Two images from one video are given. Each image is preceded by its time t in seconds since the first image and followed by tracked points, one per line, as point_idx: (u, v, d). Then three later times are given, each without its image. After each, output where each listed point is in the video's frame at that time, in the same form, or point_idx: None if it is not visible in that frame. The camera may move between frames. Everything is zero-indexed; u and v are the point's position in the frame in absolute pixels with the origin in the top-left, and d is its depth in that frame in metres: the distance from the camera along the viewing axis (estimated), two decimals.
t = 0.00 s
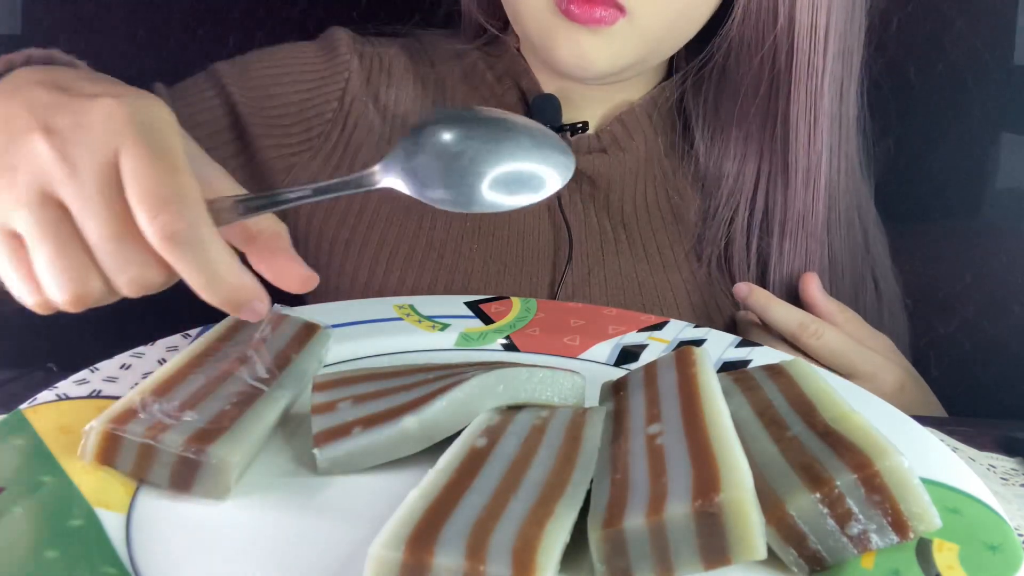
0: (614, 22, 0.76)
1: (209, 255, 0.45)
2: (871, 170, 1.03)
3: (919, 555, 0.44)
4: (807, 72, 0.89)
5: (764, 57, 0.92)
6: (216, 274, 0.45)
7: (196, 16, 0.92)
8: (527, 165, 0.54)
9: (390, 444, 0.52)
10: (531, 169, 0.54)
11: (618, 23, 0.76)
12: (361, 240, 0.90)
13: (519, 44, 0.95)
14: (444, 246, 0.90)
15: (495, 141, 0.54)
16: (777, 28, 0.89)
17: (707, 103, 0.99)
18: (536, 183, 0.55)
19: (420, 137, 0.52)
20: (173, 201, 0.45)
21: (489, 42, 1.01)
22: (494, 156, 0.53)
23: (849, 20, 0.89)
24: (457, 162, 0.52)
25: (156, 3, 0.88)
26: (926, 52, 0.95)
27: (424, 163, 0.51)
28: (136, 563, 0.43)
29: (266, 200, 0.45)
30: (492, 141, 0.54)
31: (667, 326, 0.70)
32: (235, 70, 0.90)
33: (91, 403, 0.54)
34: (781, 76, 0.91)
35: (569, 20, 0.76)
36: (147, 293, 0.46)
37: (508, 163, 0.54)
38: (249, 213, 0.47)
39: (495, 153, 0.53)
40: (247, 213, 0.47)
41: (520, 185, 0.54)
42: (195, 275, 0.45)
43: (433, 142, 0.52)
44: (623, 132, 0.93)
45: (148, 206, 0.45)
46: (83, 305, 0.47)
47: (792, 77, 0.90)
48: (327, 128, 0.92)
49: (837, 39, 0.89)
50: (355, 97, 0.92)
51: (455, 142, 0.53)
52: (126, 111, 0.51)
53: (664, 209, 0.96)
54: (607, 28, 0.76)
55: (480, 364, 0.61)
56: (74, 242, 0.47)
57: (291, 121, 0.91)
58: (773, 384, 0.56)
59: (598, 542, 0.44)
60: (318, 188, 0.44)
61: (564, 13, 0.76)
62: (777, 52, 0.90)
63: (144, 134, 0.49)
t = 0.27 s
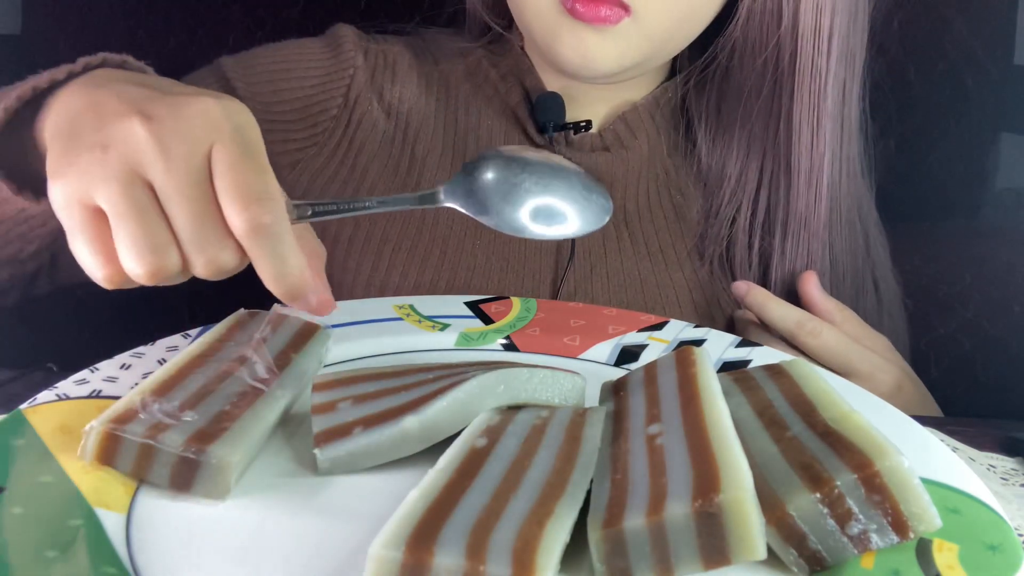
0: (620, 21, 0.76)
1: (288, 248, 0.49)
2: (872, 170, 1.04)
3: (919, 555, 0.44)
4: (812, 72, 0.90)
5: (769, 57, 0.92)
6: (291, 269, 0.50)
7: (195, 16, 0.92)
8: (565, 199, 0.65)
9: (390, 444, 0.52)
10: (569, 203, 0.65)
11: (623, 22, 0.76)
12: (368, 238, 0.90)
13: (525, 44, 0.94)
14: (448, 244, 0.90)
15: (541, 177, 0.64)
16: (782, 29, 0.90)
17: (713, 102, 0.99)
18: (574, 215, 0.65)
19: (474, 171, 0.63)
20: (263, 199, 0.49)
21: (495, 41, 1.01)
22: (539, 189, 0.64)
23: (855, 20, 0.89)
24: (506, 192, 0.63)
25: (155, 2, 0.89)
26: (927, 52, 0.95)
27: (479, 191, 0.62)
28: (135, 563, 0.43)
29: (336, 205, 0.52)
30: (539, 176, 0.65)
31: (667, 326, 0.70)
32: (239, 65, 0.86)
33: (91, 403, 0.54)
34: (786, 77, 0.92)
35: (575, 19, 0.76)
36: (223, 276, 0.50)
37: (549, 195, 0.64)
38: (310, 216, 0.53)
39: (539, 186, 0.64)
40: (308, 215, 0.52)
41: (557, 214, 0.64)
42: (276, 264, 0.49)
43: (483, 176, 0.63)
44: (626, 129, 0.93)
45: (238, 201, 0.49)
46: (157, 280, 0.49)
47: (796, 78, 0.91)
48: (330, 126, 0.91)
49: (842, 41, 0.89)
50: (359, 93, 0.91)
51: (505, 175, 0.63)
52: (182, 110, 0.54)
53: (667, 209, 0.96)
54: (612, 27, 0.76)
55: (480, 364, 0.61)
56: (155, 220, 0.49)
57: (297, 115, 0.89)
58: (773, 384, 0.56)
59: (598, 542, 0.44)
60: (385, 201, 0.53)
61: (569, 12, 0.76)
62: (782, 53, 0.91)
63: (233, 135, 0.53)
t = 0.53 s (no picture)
0: (621, 23, 0.76)
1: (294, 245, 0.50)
2: (873, 170, 1.04)
3: (919, 555, 0.44)
4: (818, 73, 0.90)
5: (772, 58, 0.92)
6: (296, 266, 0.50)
7: (196, 15, 0.92)
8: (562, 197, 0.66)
9: (391, 444, 0.52)
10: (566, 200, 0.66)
11: (626, 24, 0.76)
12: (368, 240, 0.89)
13: (525, 44, 0.95)
14: (449, 243, 0.90)
15: (538, 174, 0.65)
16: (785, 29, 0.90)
17: (717, 102, 0.99)
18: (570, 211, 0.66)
19: (475, 168, 0.64)
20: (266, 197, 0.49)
21: (496, 41, 1.01)
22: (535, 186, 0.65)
23: (857, 22, 0.90)
24: (504, 189, 0.64)
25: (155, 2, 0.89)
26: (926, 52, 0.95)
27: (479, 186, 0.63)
28: (136, 563, 0.43)
29: (341, 202, 0.52)
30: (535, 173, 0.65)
31: (667, 326, 0.70)
32: (241, 66, 0.85)
33: (91, 403, 0.54)
34: (789, 78, 0.92)
35: (576, 21, 0.76)
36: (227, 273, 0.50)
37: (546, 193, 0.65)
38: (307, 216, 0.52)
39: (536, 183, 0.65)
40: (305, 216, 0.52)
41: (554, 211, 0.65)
42: (281, 260, 0.49)
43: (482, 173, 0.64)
44: (628, 129, 0.93)
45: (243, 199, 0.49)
46: (160, 278, 0.48)
47: (800, 80, 0.91)
48: (331, 126, 0.91)
49: (845, 42, 0.90)
50: (362, 93, 0.91)
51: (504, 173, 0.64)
52: (184, 113, 0.54)
53: (669, 209, 0.96)
54: (614, 29, 0.76)
55: (479, 364, 0.61)
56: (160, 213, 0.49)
57: (297, 115, 0.88)
58: (773, 384, 0.56)
59: (598, 542, 0.44)
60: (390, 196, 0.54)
61: (571, 13, 0.76)
62: (785, 56, 0.91)
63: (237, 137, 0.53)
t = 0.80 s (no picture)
0: (621, 25, 0.76)
1: (250, 265, 0.47)
2: (874, 172, 1.03)
3: (919, 555, 0.44)
4: (817, 75, 0.90)
5: (773, 60, 0.92)
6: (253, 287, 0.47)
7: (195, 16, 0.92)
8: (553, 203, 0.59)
9: (391, 444, 0.52)
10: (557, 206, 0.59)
11: (626, 27, 0.76)
12: (368, 242, 0.89)
13: (525, 45, 0.94)
14: (447, 245, 0.90)
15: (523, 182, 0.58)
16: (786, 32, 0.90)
17: (717, 102, 0.98)
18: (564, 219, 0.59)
19: (459, 186, 0.57)
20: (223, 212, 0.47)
21: (496, 41, 1.01)
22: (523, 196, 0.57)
23: (857, 24, 0.90)
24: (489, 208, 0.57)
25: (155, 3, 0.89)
26: (926, 52, 0.95)
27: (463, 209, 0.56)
28: (136, 563, 0.43)
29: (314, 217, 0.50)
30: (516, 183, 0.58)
31: (667, 326, 0.70)
32: (241, 65, 0.87)
33: (91, 402, 0.55)
34: (790, 80, 0.92)
35: (576, 23, 0.76)
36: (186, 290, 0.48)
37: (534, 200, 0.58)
38: (288, 230, 0.50)
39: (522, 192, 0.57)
40: (287, 229, 0.50)
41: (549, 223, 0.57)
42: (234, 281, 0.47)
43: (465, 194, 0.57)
44: (628, 132, 0.92)
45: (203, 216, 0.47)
46: (120, 292, 0.48)
47: (800, 82, 0.91)
48: (332, 127, 0.91)
49: (845, 44, 0.90)
50: (363, 93, 0.91)
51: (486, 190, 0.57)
52: (178, 112, 0.53)
53: (669, 210, 0.96)
54: (614, 31, 0.76)
55: (479, 364, 0.61)
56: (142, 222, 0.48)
57: (297, 116, 0.89)
58: (773, 384, 0.56)
59: (598, 542, 0.44)
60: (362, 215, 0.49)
61: (571, 15, 0.76)
62: (786, 58, 0.91)
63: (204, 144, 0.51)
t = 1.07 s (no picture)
0: (621, 23, 0.76)
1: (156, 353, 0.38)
2: (874, 171, 1.03)
3: (919, 554, 0.44)
4: (813, 73, 0.90)
5: (771, 59, 0.92)
6: (158, 374, 0.38)
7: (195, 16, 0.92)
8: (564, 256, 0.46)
9: (392, 444, 0.53)
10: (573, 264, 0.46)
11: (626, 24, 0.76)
12: (368, 242, 0.89)
13: (525, 44, 0.93)
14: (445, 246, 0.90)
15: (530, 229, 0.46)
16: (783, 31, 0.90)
17: (714, 102, 0.98)
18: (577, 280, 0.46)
19: (429, 232, 0.45)
20: (129, 285, 0.39)
21: (495, 42, 1.01)
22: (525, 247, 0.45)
23: (853, 22, 0.90)
24: (466, 263, 0.44)
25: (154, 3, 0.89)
26: (924, 51, 0.95)
27: (433, 264, 0.44)
28: (136, 562, 0.43)
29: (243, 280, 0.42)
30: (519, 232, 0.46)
31: (667, 326, 0.70)
32: (246, 57, 0.86)
33: (91, 403, 0.55)
34: (787, 82, 0.92)
35: (576, 22, 0.76)
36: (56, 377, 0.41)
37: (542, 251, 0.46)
38: (220, 286, 0.43)
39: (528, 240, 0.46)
40: (219, 285, 0.43)
41: (555, 287, 0.45)
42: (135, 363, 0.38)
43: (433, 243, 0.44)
44: (628, 132, 0.92)
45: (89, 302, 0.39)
46: None
47: (797, 81, 0.91)
48: (342, 123, 0.90)
49: (843, 43, 0.90)
50: (371, 91, 0.91)
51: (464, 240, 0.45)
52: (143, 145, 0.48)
53: (668, 209, 0.96)
54: (615, 29, 0.76)
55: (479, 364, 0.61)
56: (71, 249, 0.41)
57: (309, 110, 0.87)
58: (773, 384, 0.56)
59: (597, 542, 0.44)
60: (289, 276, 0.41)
61: (570, 14, 0.76)
62: (783, 55, 0.90)
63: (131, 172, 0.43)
